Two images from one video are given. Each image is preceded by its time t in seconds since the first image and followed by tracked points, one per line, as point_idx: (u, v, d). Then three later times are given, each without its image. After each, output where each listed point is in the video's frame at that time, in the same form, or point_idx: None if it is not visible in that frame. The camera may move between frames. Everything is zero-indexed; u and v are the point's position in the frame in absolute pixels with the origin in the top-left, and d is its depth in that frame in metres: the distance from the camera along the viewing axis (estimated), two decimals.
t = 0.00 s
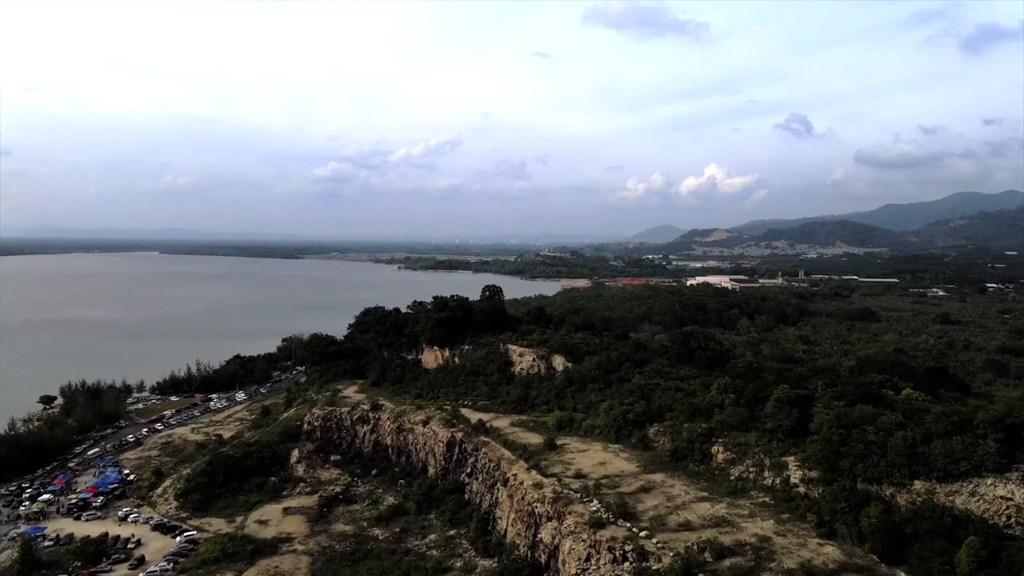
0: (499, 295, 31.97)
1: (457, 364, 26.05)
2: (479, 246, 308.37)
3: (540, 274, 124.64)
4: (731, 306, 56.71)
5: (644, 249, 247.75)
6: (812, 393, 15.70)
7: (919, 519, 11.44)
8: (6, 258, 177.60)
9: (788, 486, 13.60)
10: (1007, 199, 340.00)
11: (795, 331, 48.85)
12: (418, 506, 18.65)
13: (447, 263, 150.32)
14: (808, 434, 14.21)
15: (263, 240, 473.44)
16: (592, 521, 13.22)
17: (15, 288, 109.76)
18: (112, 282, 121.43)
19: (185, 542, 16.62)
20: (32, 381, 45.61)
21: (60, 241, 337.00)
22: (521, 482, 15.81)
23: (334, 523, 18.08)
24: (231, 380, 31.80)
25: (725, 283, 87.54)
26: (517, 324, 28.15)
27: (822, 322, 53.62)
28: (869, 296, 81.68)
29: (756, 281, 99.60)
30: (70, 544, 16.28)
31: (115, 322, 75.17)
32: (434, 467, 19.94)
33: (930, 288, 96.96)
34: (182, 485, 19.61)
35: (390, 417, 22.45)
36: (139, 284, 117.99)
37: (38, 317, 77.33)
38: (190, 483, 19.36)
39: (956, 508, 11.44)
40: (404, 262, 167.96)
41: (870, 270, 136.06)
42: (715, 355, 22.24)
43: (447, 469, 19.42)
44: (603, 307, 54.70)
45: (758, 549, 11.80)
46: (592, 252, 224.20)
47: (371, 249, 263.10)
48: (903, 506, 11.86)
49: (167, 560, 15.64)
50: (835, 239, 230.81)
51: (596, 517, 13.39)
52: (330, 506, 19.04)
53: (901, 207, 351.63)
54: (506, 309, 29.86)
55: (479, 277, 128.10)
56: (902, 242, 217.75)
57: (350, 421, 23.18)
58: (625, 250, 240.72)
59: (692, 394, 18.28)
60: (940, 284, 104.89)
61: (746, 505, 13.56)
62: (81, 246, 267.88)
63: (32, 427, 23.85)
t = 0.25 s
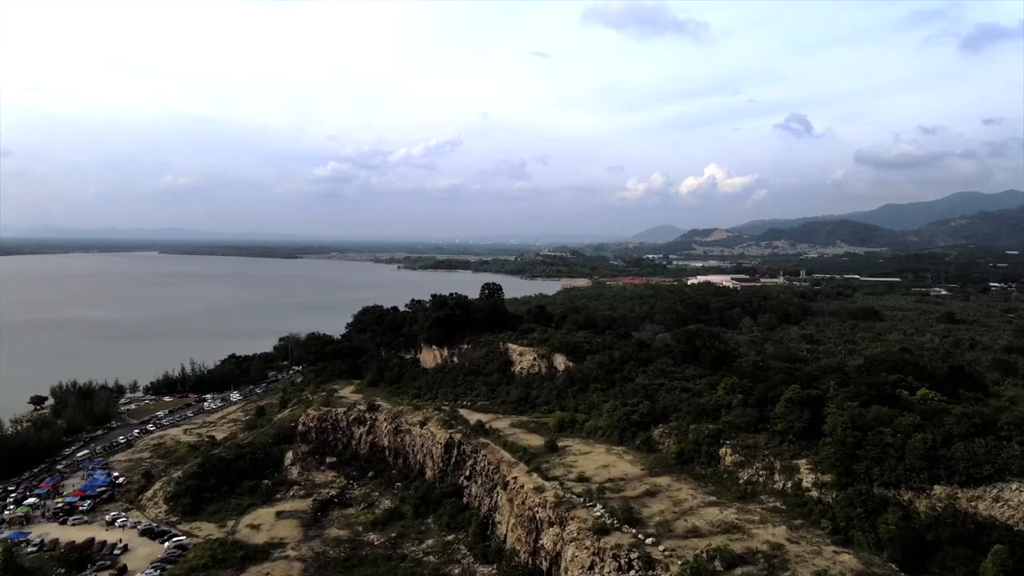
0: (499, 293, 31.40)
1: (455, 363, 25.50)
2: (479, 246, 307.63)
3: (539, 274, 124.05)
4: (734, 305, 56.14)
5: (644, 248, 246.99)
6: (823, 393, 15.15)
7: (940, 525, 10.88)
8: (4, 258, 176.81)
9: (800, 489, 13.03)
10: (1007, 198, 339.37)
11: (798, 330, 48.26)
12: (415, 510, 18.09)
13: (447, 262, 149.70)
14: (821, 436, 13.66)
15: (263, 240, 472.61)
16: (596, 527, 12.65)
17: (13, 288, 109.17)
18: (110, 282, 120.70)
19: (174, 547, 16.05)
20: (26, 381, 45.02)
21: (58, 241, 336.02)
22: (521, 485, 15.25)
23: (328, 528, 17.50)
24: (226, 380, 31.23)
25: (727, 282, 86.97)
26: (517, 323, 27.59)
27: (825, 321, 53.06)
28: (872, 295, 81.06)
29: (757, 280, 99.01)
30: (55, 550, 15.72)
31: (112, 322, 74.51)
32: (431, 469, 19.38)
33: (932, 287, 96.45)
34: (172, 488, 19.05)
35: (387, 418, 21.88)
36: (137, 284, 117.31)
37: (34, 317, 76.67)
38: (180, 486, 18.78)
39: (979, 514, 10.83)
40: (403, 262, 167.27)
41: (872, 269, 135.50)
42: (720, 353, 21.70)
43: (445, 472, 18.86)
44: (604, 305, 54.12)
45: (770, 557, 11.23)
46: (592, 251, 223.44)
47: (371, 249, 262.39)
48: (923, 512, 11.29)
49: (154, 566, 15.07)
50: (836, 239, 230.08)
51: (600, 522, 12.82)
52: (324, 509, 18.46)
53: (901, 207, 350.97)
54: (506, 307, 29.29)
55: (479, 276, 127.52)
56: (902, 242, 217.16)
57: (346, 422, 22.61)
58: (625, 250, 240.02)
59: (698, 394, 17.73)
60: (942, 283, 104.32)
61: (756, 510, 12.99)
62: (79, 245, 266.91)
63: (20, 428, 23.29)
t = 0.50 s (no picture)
0: (498, 292, 30.83)
1: (454, 363, 24.94)
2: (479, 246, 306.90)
3: (539, 273, 123.43)
4: (736, 304, 55.55)
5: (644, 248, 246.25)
6: (835, 393, 14.59)
7: (963, 533, 10.31)
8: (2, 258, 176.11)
9: (813, 494, 12.45)
10: (1008, 198, 338.67)
11: (801, 329, 47.67)
12: (412, 513, 17.53)
13: (447, 262, 149.07)
14: (834, 439, 13.10)
15: (262, 240, 471.94)
16: (600, 534, 12.07)
17: (11, 287, 108.50)
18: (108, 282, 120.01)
19: (161, 553, 15.48)
20: (20, 381, 44.41)
21: (57, 241, 335.23)
22: (522, 489, 14.68)
23: (322, 533, 16.92)
24: (220, 380, 30.65)
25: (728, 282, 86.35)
26: (517, 321, 27.01)
27: (829, 321, 52.48)
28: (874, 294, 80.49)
29: (758, 279, 98.44)
30: (37, 556, 15.14)
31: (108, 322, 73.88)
32: (429, 472, 18.82)
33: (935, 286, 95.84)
34: (162, 491, 18.49)
35: (384, 419, 21.32)
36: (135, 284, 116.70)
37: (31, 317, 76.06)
38: (170, 489, 18.21)
39: (1004, 520, 10.25)
40: (403, 262, 166.60)
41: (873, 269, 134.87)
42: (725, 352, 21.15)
43: (443, 474, 18.30)
44: (605, 305, 53.53)
45: (784, 566, 10.66)
46: (591, 251, 222.71)
47: (371, 249, 261.75)
48: (944, 518, 10.72)
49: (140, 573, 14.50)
50: (836, 239, 229.39)
51: (604, 528, 12.24)
52: (318, 513, 17.89)
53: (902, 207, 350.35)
54: (506, 306, 28.72)
55: (479, 276, 126.93)
56: (903, 241, 216.55)
57: (341, 423, 22.03)
58: (625, 249, 239.31)
59: (704, 394, 17.17)
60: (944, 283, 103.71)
61: (767, 516, 12.42)
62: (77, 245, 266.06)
63: (7, 430, 22.72)
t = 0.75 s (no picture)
0: (498, 290, 30.22)
1: (453, 362, 24.37)
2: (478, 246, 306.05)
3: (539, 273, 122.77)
4: (738, 303, 54.93)
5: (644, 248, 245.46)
6: (848, 394, 14.02)
7: (989, 541, 9.76)
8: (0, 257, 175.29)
9: (828, 499, 11.88)
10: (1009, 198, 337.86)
11: (805, 329, 47.06)
12: (409, 518, 16.97)
13: (446, 261, 148.39)
14: (849, 442, 12.54)
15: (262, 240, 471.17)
16: (604, 541, 11.49)
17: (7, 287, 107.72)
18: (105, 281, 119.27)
19: (147, 559, 14.89)
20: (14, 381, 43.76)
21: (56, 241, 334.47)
22: (522, 493, 14.10)
23: (315, 538, 16.36)
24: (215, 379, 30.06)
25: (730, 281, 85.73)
26: (517, 320, 26.43)
27: (832, 320, 51.84)
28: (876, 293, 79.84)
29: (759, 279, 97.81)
30: (18, 563, 14.56)
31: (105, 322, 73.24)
32: (426, 475, 18.25)
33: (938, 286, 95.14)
34: (151, 494, 17.91)
35: (380, 420, 20.74)
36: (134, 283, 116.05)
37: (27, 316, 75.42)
38: (159, 493, 17.63)
39: None
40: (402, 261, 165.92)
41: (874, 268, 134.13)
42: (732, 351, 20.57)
43: (440, 477, 17.73)
44: (606, 304, 52.91)
45: None
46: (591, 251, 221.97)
47: (371, 249, 261.06)
48: (969, 526, 10.16)
49: None
50: (837, 238, 228.65)
51: (608, 535, 11.65)
52: (312, 518, 17.33)
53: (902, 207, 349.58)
54: (506, 304, 28.13)
55: (479, 275, 126.29)
56: (904, 241, 215.78)
57: (337, 425, 21.45)
58: (625, 249, 238.59)
59: (712, 395, 16.60)
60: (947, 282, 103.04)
61: (779, 523, 11.84)
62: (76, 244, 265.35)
63: None
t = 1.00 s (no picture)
0: (497, 288, 29.64)
1: (452, 362, 23.80)
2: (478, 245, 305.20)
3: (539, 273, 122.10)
4: (740, 303, 54.33)
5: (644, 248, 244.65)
6: (862, 395, 13.46)
7: (1019, 550, 9.20)
8: None
9: (844, 505, 11.30)
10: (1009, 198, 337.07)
11: (808, 328, 46.47)
12: (406, 522, 16.40)
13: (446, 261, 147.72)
14: (865, 445, 11.99)
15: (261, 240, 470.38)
16: (609, 550, 10.92)
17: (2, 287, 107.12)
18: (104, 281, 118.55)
19: (132, 567, 14.32)
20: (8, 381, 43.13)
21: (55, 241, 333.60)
22: (523, 498, 13.52)
23: (309, 543, 15.79)
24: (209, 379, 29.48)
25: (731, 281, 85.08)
26: (517, 318, 25.86)
27: (836, 319, 51.22)
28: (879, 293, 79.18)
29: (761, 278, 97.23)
30: None
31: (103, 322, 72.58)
32: (424, 477, 17.70)
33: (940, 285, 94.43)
34: (140, 498, 17.34)
35: (376, 421, 20.17)
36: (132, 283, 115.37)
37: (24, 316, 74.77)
38: (147, 497, 17.06)
39: None
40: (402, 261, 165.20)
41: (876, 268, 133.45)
42: (737, 351, 20.00)
43: (438, 480, 17.17)
44: (607, 303, 52.31)
45: None
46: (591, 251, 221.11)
47: (370, 249, 260.23)
48: (996, 534, 9.61)
49: None
50: (837, 238, 227.87)
51: (613, 543, 11.07)
52: (305, 522, 16.76)
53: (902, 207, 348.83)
54: (505, 303, 27.55)
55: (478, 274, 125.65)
56: (905, 241, 215.08)
57: (332, 426, 20.88)
58: (625, 249, 237.81)
59: (719, 395, 16.04)
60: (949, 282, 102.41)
61: (792, 530, 11.26)
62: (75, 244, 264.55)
63: None
